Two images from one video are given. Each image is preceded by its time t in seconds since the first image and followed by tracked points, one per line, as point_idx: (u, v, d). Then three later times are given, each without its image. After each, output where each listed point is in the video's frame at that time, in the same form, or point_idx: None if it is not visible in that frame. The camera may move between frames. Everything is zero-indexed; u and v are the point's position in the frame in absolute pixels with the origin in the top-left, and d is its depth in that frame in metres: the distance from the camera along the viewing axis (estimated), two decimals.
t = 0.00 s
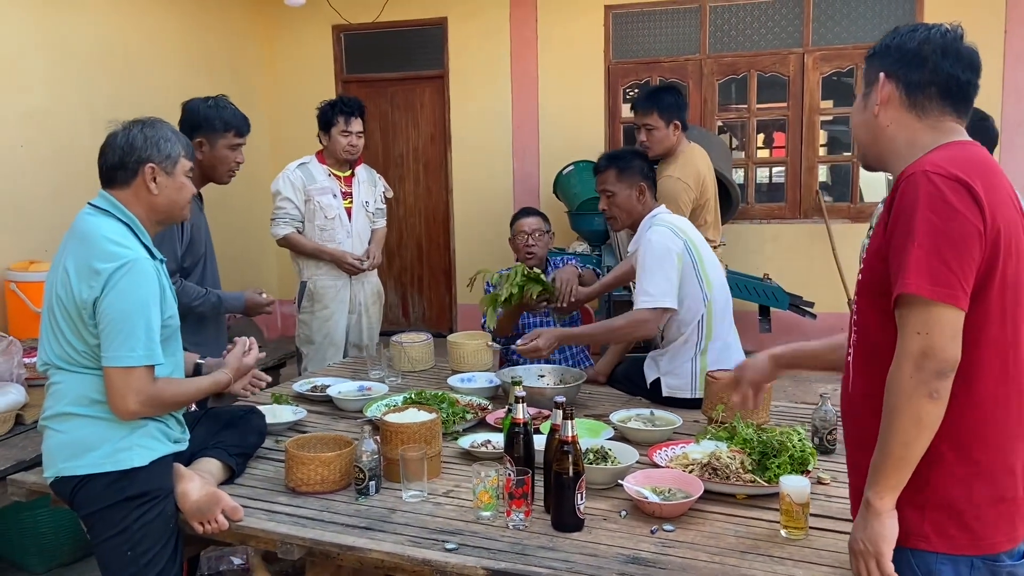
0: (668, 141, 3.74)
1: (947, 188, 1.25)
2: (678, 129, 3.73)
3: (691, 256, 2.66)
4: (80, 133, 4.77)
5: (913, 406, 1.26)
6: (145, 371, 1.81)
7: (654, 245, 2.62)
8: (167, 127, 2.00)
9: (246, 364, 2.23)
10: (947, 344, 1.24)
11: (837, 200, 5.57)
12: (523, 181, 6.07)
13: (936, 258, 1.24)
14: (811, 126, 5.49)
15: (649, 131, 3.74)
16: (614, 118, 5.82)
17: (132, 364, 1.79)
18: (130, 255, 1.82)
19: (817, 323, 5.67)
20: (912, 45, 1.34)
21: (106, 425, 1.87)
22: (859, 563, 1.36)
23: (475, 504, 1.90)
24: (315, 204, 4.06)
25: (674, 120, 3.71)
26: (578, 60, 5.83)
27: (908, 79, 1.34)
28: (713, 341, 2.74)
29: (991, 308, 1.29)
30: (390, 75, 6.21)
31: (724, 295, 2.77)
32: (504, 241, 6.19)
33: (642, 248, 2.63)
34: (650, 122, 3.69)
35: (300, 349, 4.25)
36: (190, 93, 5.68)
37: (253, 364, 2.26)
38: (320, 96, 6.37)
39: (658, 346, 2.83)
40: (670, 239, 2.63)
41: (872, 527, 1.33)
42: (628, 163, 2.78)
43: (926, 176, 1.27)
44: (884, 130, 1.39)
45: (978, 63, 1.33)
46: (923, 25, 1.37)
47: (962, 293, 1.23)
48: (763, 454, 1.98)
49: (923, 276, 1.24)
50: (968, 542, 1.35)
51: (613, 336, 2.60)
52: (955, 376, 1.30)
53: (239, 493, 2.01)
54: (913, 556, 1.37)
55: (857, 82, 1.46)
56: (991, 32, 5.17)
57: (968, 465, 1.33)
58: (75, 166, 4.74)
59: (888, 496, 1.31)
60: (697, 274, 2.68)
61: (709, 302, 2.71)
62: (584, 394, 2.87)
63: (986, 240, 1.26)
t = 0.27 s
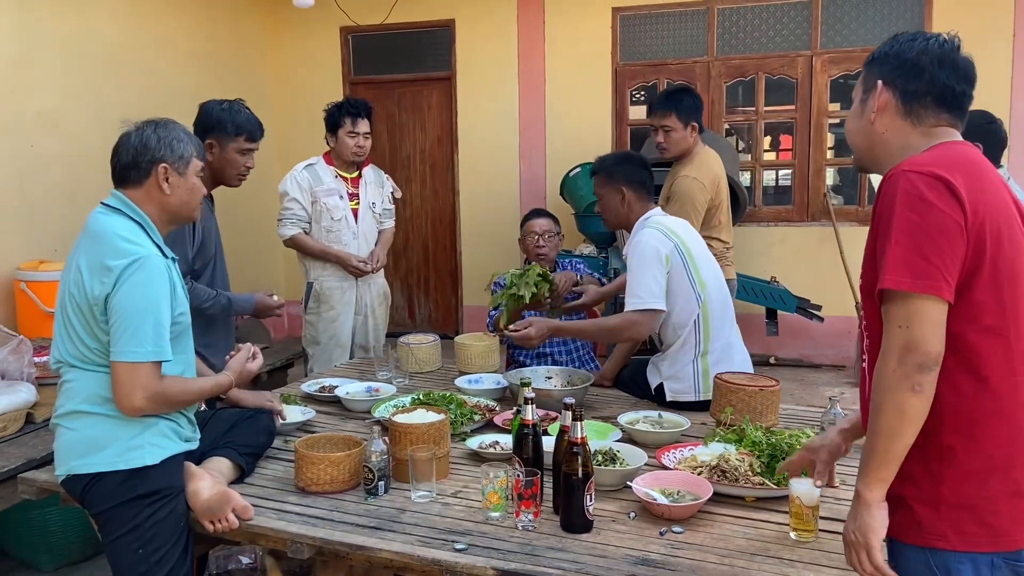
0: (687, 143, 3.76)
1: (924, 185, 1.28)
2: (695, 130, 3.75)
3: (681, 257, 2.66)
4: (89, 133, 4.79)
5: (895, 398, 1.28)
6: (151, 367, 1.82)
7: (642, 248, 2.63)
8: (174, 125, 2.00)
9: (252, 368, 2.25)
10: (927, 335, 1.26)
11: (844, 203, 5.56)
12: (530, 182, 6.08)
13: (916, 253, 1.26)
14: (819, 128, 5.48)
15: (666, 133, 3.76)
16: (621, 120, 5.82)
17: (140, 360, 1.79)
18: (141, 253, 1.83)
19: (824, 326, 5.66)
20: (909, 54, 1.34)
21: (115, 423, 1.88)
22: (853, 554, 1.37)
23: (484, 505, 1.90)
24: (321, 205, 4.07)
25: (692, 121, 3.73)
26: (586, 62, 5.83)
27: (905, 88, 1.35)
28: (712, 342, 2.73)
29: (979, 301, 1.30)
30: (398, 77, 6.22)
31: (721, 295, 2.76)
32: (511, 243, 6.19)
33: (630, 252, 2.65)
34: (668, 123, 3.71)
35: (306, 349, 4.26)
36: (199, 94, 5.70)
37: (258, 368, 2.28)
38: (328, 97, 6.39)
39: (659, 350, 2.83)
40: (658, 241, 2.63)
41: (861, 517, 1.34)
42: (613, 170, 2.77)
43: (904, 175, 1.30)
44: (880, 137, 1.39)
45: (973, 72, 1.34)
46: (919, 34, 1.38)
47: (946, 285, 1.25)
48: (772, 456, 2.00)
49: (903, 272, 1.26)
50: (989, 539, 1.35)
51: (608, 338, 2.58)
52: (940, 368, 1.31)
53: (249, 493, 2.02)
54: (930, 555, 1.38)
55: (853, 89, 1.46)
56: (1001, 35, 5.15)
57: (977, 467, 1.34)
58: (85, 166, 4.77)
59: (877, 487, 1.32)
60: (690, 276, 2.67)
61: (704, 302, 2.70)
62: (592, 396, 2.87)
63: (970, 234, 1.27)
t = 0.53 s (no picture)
0: (714, 141, 3.72)
1: (928, 187, 1.28)
2: (718, 129, 3.72)
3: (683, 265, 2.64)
4: (98, 133, 4.82)
5: (898, 405, 1.29)
6: (164, 366, 1.83)
7: (643, 255, 2.63)
8: (185, 126, 2.01)
9: (262, 369, 2.26)
10: (932, 341, 1.26)
11: (852, 205, 5.55)
12: (536, 184, 6.08)
13: (922, 255, 1.26)
14: (827, 130, 5.47)
15: (692, 131, 3.71)
16: (628, 122, 5.82)
17: (153, 359, 1.81)
18: (153, 252, 1.85)
19: (831, 328, 5.64)
20: (916, 61, 1.35)
21: (127, 421, 1.89)
22: (843, 543, 1.40)
23: (490, 505, 1.90)
24: (328, 206, 4.09)
25: (715, 120, 3.69)
26: (593, 63, 5.83)
27: (913, 94, 1.35)
28: (720, 348, 2.72)
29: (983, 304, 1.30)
30: (405, 78, 6.24)
31: (725, 299, 2.75)
32: (517, 244, 6.20)
33: (632, 260, 2.64)
34: (696, 121, 3.66)
35: (313, 350, 4.27)
36: (207, 94, 5.73)
37: (268, 371, 2.29)
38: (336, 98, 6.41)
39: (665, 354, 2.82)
40: (660, 250, 2.61)
41: (852, 510, 1.38)
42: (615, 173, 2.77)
43: (909, 178, 1.31)
44: (885, 142, 1.40)
45: (981, 81, 1.33)
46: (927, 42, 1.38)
47: (954, 285, 1.25)
48: (778, 458, 1.99)
49: (909, 274, 1.27)
50: (1012, 548, 1.33)
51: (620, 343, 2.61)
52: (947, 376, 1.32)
53: (256, 491, 2.03)
54: (956, 568, 1.37)
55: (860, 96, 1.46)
56: (1010, 37, 5.13)
57: (987, 471, 1.34)
58: (94, 166, 4.80)
59: (870, 483, 1.34)
60: (693, 282, 2.66)
61: (709, 308, 2.69)
62: (598, 397, 2.87)
63: (976, 234, 1.27)
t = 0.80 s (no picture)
0: (740, 132, 3.70)
1: (949, 196, 1.26)
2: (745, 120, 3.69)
3: (695, 265, 2.61)
4: (107, 133, 4.85)
5: (913, 420, 1.28)
6: (174, 364, 1.84)
7: (655, 254, 2.61)
8: (195, 125, 2.02)
9: (269, 369, 2.27)
10: (949, 357, 1.25)
11: (860, 205, 5.52)
12: (544, 184, 6.08)
13: (939, 268, 1.25)
14: (835, 130, 5.45)
15: (718, 123, 3.68)
16: (635, 122, 5.82)
17: (163, 356, 1.81)
18: (163, 250, 1.85)
19: (839, 329, 5.62)
20: (939, 49, 1.32)
21: (135, 418, 1.90)
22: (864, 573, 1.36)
23: (495, 505, 1.90)
24: (335, 206, 4.09)
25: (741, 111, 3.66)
26: (601, 63, 5.83)
27: (935, 85, 1.33)
28: (729, 351, 2.70)
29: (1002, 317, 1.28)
30: (413, 77, 6.24)
31: (737, 301, 2.72)
32: (524, 244, 6.20)
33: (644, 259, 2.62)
34: (724, 112, 3.64)
35: (320, 349, 4.28)
36: (215, 94, 5.75)
37: (276, 369, 2.30)
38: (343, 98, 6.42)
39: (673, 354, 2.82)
40: (670, 250, 2.59)
41: (874, 538, 1.34)
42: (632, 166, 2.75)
43: (929, 184, 1.29)
44: (907, 135, 1.38)
45: (1007, 67, 1.31)
46: (949, 27, 1.36)
47: (971, 302, 1.23)
48: (784, 459, 1.99)
49: (926, 288, 1.25)
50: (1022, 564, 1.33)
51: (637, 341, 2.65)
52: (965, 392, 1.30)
53: (263, 490, 2.04)
54: None
55: (880, 86, 1.44)
56: (1020, 37, 5.10)
57: (996, 482, 1.33)
58: (104, 166, 4.83)
59: (890, 508, 1.32)
60: (705, 283, 2.64)
61: (719, 311, 2.67)
62: (604, 397, 2.86)
63: (996, 246, 1.26)
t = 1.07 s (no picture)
0: (756, 123, 3.70)
1: (983, 211, 1.14)
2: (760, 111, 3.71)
3: (709, 266, 2.59)
4: (115, 132, 4.86)
5: (943, 452, 1.17)
6: (180, 363, 1.85)
7: (668, 253, 2.60)
8: (201, 123, 2.03)
9: (274, 367, 2.27)
10: (982, 387, 1.13)
11: (867, 205, 5.49)
12: (550, 183, 6.08)
13: (969, 292, 1.14)
14: (843, 130, 5.43)
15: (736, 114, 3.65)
16: (642, 122, 5.81)
17: (169, 355, 1.82)
18: (170, 249, 1.86)
19: (846, 329, 5.60)
20: (961, 32, 1.21)
21: (142, 416, 1.91)
22: None
23: (501, 503, 1.90)
24: (343, 206, 4.10)
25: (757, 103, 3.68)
26: (607, 63, 5.82)
27: (962, 68, 1.21)
28: (739, 354, 2.68)
29: None
30: (420, 77, 6.25)
31: (749, 303, 2.70)
32: (530, 244, 6.20)
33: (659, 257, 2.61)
34: (744, 103, 3.61)
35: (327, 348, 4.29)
36: (223, 94, 5.77)
37: (280, 368, 2.31)
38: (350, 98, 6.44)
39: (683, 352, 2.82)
40: (684, 251, 2.57)
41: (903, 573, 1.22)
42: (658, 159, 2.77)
43: (961, 197, 1.16)
44: (937, 127, 1.26)
45: None
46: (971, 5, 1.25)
47: (1002, 330, 1.12)
48: (791, 458, 1.97)
49: (952, 314, 1.14)
50: None
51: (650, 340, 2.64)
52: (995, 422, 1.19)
53: (269, 488, 2.05)
54: None
55: (897, 77, 1.33)
56: None
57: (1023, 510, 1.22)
58: (111, 165, 4.85)
59: (921, 543, 1.20)
60: (718, 285, 2.62)
61: (731, 312, 2.65)
62: (610, 396, 2.86)
63: None
